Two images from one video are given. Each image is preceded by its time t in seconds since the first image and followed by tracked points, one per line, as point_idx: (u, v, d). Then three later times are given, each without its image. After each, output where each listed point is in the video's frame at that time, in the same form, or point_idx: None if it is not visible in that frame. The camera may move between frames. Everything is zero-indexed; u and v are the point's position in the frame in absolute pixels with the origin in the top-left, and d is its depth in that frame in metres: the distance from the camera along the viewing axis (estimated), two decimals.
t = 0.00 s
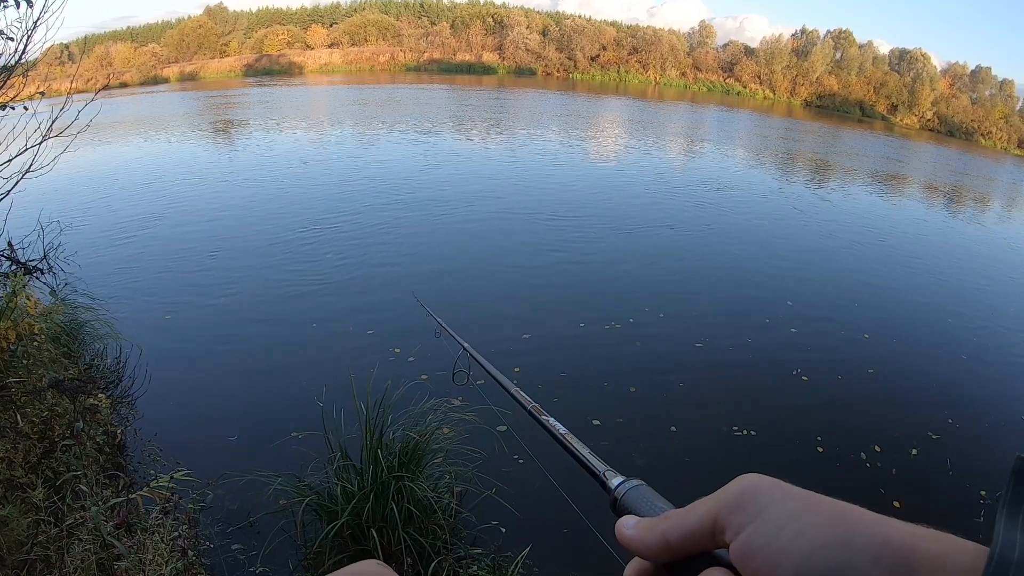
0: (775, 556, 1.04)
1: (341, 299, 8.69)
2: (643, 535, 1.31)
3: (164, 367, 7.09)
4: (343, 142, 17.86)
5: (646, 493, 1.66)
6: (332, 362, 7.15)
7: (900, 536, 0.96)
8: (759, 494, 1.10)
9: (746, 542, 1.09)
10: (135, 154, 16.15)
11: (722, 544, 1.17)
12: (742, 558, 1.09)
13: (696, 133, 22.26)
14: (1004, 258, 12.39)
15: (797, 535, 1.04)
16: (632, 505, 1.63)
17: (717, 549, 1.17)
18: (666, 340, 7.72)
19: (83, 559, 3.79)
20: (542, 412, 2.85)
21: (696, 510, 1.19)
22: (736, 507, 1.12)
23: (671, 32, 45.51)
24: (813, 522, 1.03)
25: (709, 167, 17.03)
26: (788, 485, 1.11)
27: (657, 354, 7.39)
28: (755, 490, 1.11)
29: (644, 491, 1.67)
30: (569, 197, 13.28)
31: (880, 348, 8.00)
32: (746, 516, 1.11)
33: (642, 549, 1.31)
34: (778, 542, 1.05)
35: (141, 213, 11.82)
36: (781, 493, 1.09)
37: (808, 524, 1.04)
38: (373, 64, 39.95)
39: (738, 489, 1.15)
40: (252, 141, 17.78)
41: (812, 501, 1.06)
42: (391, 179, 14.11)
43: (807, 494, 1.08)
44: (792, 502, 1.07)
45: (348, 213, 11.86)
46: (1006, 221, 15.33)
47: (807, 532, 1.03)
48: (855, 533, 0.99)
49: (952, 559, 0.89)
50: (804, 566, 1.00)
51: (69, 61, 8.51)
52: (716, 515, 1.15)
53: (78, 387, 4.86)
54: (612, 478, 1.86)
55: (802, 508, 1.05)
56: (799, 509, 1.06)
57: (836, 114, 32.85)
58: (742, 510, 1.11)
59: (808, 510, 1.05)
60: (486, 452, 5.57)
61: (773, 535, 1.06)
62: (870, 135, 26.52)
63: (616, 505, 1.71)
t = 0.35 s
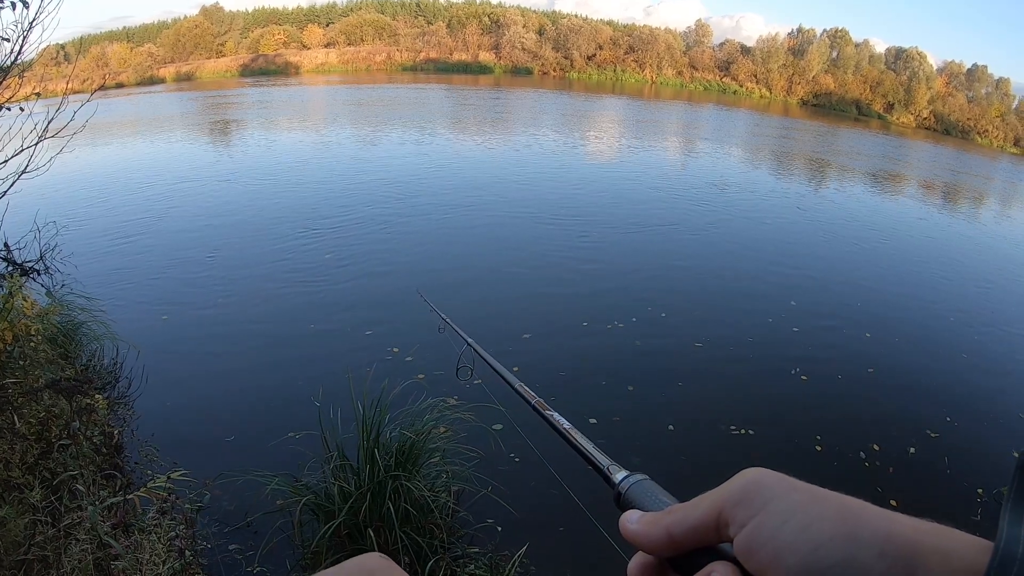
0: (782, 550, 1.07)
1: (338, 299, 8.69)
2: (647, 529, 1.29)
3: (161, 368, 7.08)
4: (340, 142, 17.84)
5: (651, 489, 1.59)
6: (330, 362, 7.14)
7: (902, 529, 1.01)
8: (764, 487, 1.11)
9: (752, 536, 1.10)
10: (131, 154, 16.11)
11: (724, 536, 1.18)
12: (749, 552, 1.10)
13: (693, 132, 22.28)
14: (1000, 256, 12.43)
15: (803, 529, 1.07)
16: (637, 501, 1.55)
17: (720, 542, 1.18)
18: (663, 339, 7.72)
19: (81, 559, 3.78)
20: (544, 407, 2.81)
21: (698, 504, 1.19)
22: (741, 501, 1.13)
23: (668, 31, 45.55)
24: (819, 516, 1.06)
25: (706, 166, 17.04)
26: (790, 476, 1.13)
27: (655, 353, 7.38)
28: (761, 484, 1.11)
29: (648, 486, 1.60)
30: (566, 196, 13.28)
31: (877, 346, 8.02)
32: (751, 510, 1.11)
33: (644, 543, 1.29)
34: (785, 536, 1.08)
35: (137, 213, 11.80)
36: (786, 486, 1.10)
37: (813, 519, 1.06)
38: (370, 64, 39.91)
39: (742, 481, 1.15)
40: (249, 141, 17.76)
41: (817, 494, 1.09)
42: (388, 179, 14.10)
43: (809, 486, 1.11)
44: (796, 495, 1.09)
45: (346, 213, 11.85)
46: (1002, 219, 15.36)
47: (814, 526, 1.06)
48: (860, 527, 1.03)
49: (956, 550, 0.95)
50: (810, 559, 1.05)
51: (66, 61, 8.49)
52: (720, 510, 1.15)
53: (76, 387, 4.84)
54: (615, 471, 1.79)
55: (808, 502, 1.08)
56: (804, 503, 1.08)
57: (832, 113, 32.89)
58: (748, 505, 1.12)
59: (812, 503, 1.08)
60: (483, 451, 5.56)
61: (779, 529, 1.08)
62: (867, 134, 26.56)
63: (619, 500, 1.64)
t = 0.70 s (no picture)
0: (784, 551, 1.05)
1: (334, 299, 8.68)
2: (649, 528, 1.27)
3: (157, 369, 7.06)
4: (334, 142, 17.83)
5: (653, 488, 1.57)
6: (325, 362, 7.13)
7: (903, 529, 0.98)
8: (766, 486, 1.09)
9: (753, 536, 1.08)
10: (124, 155, 16.07)
11: (727, 537, 1.16)
12: (751, 551, 1.08)
13: (688, 131, 22.33)
14: (994, 253, 12.49)
15: (804, 529, 1.05)
16: (640, 500, 1.54)
17: (724, 541, 1.16)
18: (659, 337, 7.73)
19: (76, 561, 3.77)
20: (548, 406, 2.80)
21: (700, 503, 1.17)
22: (743, 500, 1.10)
23: (662, 30, 45.60)
24: (819, 515, 1.04)
25: (701, 164, 17.07)
26: (791, 476, 1.10)
27: (651, 352, 7.38)
28: (761, 484, 1.09)
29: (651, 485, 1.59)
30: (562, 195, 13.29)
31: (872, 343, 8.04)
32: (753, 509, 1.09)
33: (646, 543, 1.27)
34: (786, 536, 1.05)
35: (131, 214, 11.77)
36: (788, 486, 1.08)
37: (816, 518, 1.04)
38: (364, 64, 39.87)
39: (744, 480, 1.13)
40: (243, 142, 17.74)
41: (817, 493, 1.06)
42: (383, 179, 14.09)
43: (812, 486, 1.08)
44: (797, 495, 1.07)
45: (341, 213, 11.84)
46: (996, 216, 15.43)
47: (816, 526, 1.03)
48: (862, 525, 1.00)
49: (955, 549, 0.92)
50: (812, 560, 1.02)
51: (59, 62, 8.45)
52: (723, 508, 1.13)
53: (71, 389, 4.82)
54: (619, 471, 1.77)
55: (810, 501, 1.05)
56: (806, 503, 1.06)
57: (827, 111, 32.98)
58: (749, 504, 1.10)
59: (813, 503, 1.05)
60: (478, 451, 5.56)
61: (781, 529, 1.06)
62: (862, 132, 26.64)
63: (621, 498, 1.62)
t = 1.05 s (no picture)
0: (789, 551, 1.05)
1: (330, 299, 8.67)
2: (655, 529, 1.30)
3: (152, 370, 7.04)
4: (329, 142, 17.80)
5: (659, 488, 1.60)
6: (322, 362, 7.12)
7: (908, 530, 0.98)
8: (770, 486, 1.10)
9: (758, 536, 1.09)
10: (119, 156, 16.02)
11: (733, 537, 1.17)
12: (756, 551, 1.09)
13: (683, 129, 22.34)
14: (988, 250, 12.54)
15: (810, 529, 1.05)
16: (644, 501, 1.56)
17: (729, 541, 1.18)
18: (656, 336, 7.74)
19: (71, 562, 3.76)
20: (554, 405, 2.79)
21: (705, 504, 1.18)
22: (748, 501, 1.11)
23: (656, 29, 45.66)
24: (822, 515, 1.04)
25: (696, 163, 17.10)
26: (796, 476, 1.11)
27: (648, 350, 7.38)
28: (766, 485, 1.10)
29: (656, 486, 1.61)
30: (557, 194, 13.29)
31: (868, 340, 8.06)
32: (758, 510, 1.10)
33: (653, 543, 1.30)
34: (792, 536, 1.06)
35: (126, 215, 11.74)
36: (792, 486, 1.08)
37: (819, 519, 1.04)
38: (359, 63, 39.82)
39: (749, 481, 1.14)
40: (237, 142, 17.70)
41: (823, 494, 1.06)
42: (379, 179, 14.08)
43: (818, 487, 1.09)
44: (802, 495, 1.07)
45: (336, 213, 11.82)
46: (990, 213, 15.49)
47: (821, 527, 1.04)
48: (866, 525, 1.00)
49: (957, 551, 0.92)
50: (817, 561, 1.03)
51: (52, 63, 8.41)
52: (727, 510, 1.14)
53: (65, 390, 4.80)
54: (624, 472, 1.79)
55: (814, 502, 1.05)
56: (812, 504, 1.06)
57: (822, 109, 33.06)
58: (755, 504, 1.10)
59: (818, 503, 1.05)
60: (475, 450, 5.56)
61: (786, 529, 1.07)
62: (856, 130, 26.71)
63: (626, 500, 1.63)
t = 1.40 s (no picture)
0: (791, 555, 1.07)
1: (326, 299, 8.64)
2: (655, 531, 1.32)
3: (147, 372, 7.03)
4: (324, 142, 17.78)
5: (659, 490, 1.60)
6: (318, 363, 7.10)
7: (910, 533, 1.01)
8: (772, 490, 1.12)
9: (759, 539, 1.11)
10: (113, 157, 15.98)
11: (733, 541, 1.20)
12: (757, 554, 1.11)
13: (678, 128, 22.37)
14: (983, 246, 12.59)
15: (812, 532, 1.07)
16: (644, 503, 1.57)
17: (729, 545, 1.19)
18: (653, 334, 7.74)
19: (67, 564, 3.75)
20: (553, 406, 2.77)
21: (706, 508, 1.20)
22: (751, 504, 1.13)
23: (650, 27, 45.68)
24: (825, 519, 1.06)
25: (691, 161, 17.13)
26: (797, 479, 1.13)
27: (644, 349, 7.39)
28: (768, 488, 1.12)
29: (656, 488, 1.61)
30: (553, 193, 13.30)
31: (865, 338, 8.07)
32: (758, 513, 1.12)
33: (653, 545, 1.32)
34: (794, 539, 1.08)
35: (121, 216, 11.71)
36: (793, 490, 1.11)
37: (822, 524, 1.06)
38: (353, 63, 39.77)
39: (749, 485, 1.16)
40: (232, 142, 17.67)
41: (824, 498, 1.09)
42: (373, 179, 14.05)
43: (820, 491, 1.11)
44: (803, 498, 1.10)
45: (332, 213, 11.80)
46: (984, 210, 15.56)
47: (823, 531, 1.06)
48: (868, 531, 1.03)
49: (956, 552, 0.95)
50: (819, 565, 1.05)
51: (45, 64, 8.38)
52: (728, 513, 1.16)
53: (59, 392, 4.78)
54: (624, 473, 1.79)
55: (818, 506, 1.08)
56: (814, 507, 1.08)
57: (816, 107, 33.16)
58: (756, 507, 1.12)
59: (819, 507, 1.08)
60: (471, 449, 5.55)
61: (789, 533, 1.08)
62: (851, 128, 26.79)
63: (627, 502, 1.65)
